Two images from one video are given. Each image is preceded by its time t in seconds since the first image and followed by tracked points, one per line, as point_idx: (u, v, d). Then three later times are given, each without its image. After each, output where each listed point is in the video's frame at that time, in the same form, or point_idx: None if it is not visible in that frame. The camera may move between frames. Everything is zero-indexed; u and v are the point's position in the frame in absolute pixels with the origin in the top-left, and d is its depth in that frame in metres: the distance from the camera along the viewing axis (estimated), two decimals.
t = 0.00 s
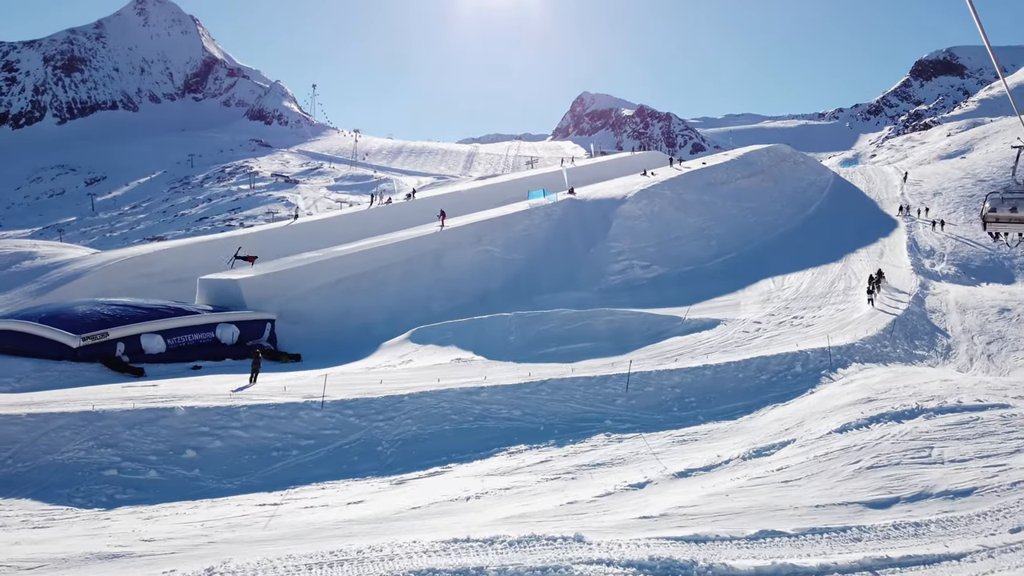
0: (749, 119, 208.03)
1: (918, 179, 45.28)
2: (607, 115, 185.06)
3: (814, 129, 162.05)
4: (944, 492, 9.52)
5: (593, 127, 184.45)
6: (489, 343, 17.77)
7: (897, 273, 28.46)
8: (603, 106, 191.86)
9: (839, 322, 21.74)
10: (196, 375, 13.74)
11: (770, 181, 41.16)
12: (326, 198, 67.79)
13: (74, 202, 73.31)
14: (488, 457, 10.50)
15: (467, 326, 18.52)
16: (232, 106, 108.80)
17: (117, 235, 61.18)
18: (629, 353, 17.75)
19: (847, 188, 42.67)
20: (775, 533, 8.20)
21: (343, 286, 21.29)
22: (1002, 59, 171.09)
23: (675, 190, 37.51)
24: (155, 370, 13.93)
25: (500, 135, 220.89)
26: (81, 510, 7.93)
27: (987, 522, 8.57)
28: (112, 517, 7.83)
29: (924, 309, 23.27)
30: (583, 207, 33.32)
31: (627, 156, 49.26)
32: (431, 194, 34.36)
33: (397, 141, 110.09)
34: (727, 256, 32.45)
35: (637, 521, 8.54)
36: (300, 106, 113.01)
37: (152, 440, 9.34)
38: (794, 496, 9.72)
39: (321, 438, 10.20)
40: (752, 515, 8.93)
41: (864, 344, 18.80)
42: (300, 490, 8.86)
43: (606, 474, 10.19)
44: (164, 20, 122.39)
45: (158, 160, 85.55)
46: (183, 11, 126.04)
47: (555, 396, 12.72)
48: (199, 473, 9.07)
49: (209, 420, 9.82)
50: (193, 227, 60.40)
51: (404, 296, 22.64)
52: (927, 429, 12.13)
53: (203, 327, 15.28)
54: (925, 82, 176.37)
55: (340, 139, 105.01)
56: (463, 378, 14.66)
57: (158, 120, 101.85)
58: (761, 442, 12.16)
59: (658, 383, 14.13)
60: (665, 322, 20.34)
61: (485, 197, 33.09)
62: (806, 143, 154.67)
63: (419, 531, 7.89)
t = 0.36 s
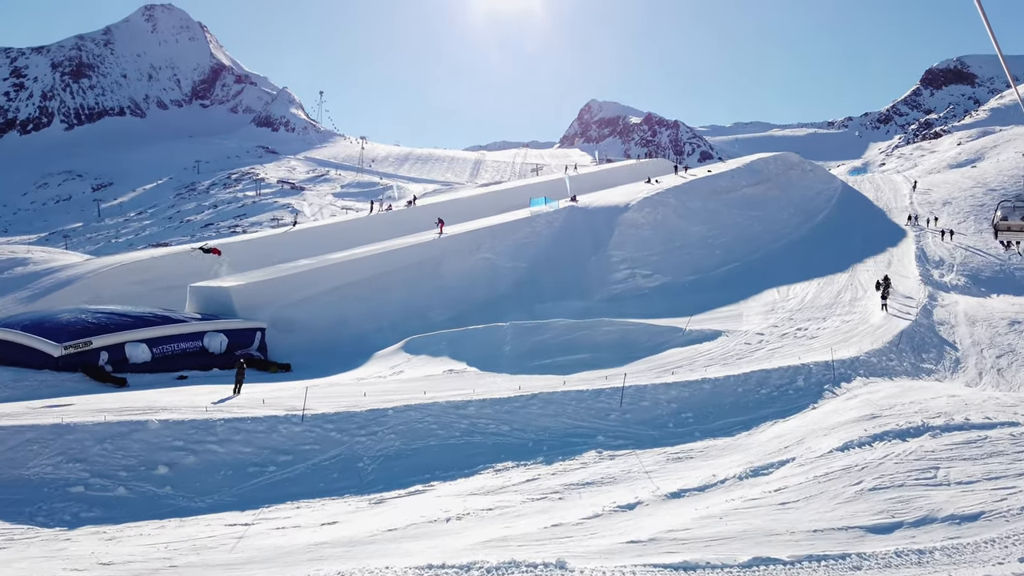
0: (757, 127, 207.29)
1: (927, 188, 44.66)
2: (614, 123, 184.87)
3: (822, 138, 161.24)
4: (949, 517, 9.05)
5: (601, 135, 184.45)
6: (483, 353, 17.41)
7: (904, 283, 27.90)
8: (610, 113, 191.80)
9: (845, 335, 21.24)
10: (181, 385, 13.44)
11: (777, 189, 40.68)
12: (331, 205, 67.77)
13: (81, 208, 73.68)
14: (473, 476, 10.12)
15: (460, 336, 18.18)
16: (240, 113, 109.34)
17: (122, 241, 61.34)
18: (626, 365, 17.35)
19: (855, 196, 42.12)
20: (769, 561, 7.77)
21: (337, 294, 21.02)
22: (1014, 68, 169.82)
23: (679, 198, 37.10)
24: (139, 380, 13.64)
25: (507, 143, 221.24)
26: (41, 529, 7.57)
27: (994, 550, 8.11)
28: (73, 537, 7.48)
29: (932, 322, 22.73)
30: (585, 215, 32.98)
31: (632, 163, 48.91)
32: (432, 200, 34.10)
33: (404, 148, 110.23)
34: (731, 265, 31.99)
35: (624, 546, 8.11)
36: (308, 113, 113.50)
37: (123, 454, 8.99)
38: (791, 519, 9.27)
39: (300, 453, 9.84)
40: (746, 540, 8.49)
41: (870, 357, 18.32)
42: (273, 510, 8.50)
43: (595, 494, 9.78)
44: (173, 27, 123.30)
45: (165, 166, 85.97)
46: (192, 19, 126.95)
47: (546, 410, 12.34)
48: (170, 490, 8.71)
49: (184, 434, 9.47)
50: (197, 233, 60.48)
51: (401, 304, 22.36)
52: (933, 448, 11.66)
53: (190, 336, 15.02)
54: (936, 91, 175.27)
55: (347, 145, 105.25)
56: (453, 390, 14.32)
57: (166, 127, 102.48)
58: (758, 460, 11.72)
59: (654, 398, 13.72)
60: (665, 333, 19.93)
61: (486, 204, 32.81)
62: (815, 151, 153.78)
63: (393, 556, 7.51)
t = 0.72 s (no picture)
0: (768, 136, 206.53)
1: (939, 198, 43.97)
2: (623, 132, 184.71)
3: (833, 148, 160.32)
4: (958, 545, 8.55)
5: (610, 144, 184.37)
6: (478, 366, 17.04)
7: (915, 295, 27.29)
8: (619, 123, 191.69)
9: (852, 348, 20.69)
10: (166, 398, 13.17)
11: (785, 198, 40.16)
12: (339, 214, 67.76)
13: (90, 216, 74.14)
14: (458, 496, 9.74)
15: (455, 348, 17.83)
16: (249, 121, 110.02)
17: (130, 250, 61.55)
18: (625, 379, 16.92)
19: (865, 206, 41.53)
20: None
21: (333, 304, 20.77)
22: None
23: (685, 207, 36.67)
24: (124, 392, 13.38)
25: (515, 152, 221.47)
26: None
27: None
28: (32, 561, 7.13)
29: (942, 335, 22.14)
30: (587, 224, 32.63)
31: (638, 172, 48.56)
32: (433, 209, 33.87)
33: (412, 156, 110.45)
34: (737, 276, 31.52)
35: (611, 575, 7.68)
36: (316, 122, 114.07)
37: (93, 472, 8.65)
38: (789, 545, 8.81)
39: (279, 472, 9.50)
40: (741, 569, 8.03)
41: (876, 372, 17.79)
42: (246, 532, 8.14)
43: (584, 516, 9.35)
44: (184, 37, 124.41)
45: (173, 175, 86.49)
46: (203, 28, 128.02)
47: (537, 427, 11.96)
48: (140, 510, 8.36)
49: (158, 451, 9.14)
50: (204, 241, 60.56)
51: (398, 314, 22.10)
52: (941, 470, 11.15)
53: (178, 347, 14.83)
54: (948, 100, 173.95)
55: (355, 154, 105.58)
56: (445, 405, 13.97)
57: (175, 135, 103.24)
58: (758, 481, 11.25)
59: (650, 414, 13.31)
60: (666, 345, 19.51)
61: (488, 213, 32.57)
62: (826, 161, 152.77)
63: None
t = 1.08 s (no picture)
0: (778, 147, 205.87)
1: (951, 208, 43.28)
2: (632, 142, 184.63)
3: (843, 158, 159.43)
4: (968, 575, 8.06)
5: (619, 155, 184.25)
6: (474, 380, 16.66)
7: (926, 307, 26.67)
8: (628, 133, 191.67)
9: (860, 362, 20.16)
10: (151, 412, 12.91)
11: (793, 209, 39.65)
12: (347, 224, 67.84)
13: (99, 226, 74.66)
14: (441, 518, 9.36)
15: (451, 361, 17.48)
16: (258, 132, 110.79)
17: (138, 260, 61.80)
18: (624, 394, 16.50)
19: (876, 217, 40.91)
20: None
21: (329, 314, 20.48)
22: None
23: (690, 218, 36.24)
24: (108, 407, 13.11)
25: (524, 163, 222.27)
26: None
27: None
28: None
29: (953, 348, 21.55)
30: (591, 234, 32.26)
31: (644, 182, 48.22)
32: (436, 219, 33.65)
33: (420, 166, 110.70)
34: (743, 287, 31.01)
35: None
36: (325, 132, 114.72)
37: (62, 492, 8.32)
38: (788, 574, 8.34)
39: (256, 491, 9.17)
40: None
41: (885, 387, 17.25)
42: (217, 557, 7.79)
43: (573, 541, 8.93)
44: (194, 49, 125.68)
45: (183, 186, 87.04)
46: (213, 40, 129.28)
47: (528, 445, 11.59)
48: (108, 533, 8.02)
49: (132, 470, 8.83)
50: (211, 252, 60.71)
51: (396, 326, 21.77)
52: (951, 492, 10.64)
53: (167, 359, 14.65)
54: (960, 110, 172.67)
55: (364, 164, 105.99)
56: (437, 421, 13.59)
57: (185, 146, 104.07)
58: (757, 503, 10.78)
59: (648, 431, 12.87)
60: (668, 360, 19.07)
61: (491, 223, 32.32)
62: (836, 171, 151.79)
63: None
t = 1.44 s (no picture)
0: (797, 158, 204.09)
1: (974, 219, 42.22)
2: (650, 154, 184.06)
3: (864, 169, 157.40)
4: None
5: (637, 167, 183.88)
6: (476, 395, 16.27)
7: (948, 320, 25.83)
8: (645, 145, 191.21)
9: (878, 378, 19.44)
10: (144, 428, 12.73)
11: (812, 220, 38.90)
12: (363, 237, 68.18)
13: (119, 239, 75.86)
14: (432, 543, 8.95)
15: (453, 375, 17.11)
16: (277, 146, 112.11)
17: (157, 273, 62.58)
18: (632, 410, 16.00)
19: (897, 228, 39.97)
20: None
21: (333, 328, 20.26)
22: None
23: (705, 229, 35.65)
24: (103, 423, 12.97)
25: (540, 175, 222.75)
26: None
27: None
28: None
29: (976, 364, 20.73)
30: (603, 245, 31.81)
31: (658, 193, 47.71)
32: (448, 231, 33.45)
33: (436, 178, 111.15)
34: (759, 300, 30.31)
35: None
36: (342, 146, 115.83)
37: (39, 512, 8.09)
38: None
39: (240, 513, 8.86)
40: None
41: (904, 404, 16.55)
42: None
43: (568, 568, 8.47)
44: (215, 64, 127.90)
45: (201, 198, 88.21)
46: (233, 54, 131.30)
47: (526, 464, 11.16)
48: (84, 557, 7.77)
49: (112, 490, 8.57)
50: (228, 264, 61.24)
51: (402, 339, 21.50)
52: (972, 518, 10.03)
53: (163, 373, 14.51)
54: (983, 120, 169.89)
55: (380, 177, 106.71)
56: (436, 438, 13.21)
57: (204, 159, 105.59)
58: (766, 528, 10.22)
59: (653, 451, 12.35)
60: (678, 374, 18.52)
61: (502, 235, 32.02)
62: (856, 182, 149.76)
63: None
